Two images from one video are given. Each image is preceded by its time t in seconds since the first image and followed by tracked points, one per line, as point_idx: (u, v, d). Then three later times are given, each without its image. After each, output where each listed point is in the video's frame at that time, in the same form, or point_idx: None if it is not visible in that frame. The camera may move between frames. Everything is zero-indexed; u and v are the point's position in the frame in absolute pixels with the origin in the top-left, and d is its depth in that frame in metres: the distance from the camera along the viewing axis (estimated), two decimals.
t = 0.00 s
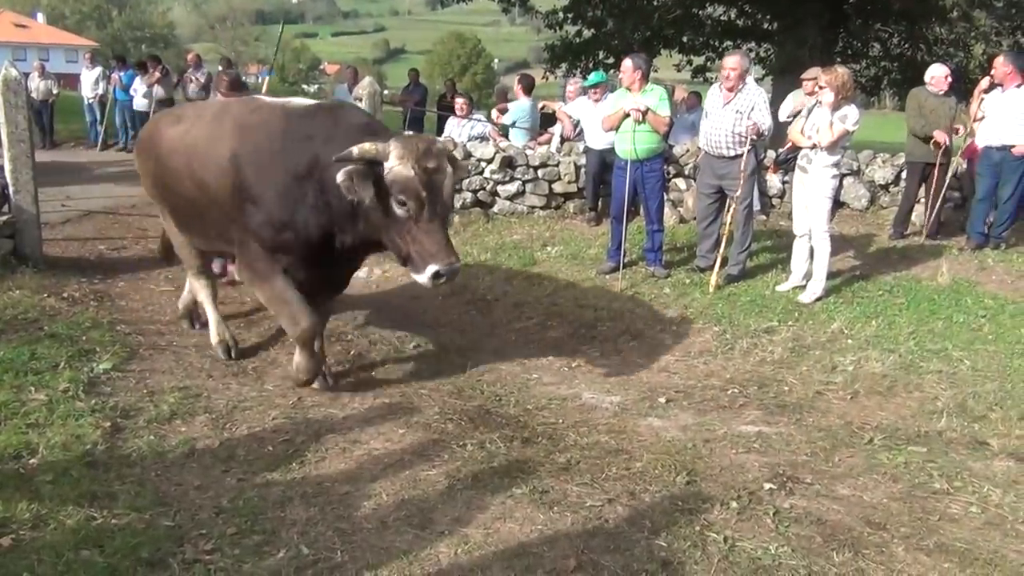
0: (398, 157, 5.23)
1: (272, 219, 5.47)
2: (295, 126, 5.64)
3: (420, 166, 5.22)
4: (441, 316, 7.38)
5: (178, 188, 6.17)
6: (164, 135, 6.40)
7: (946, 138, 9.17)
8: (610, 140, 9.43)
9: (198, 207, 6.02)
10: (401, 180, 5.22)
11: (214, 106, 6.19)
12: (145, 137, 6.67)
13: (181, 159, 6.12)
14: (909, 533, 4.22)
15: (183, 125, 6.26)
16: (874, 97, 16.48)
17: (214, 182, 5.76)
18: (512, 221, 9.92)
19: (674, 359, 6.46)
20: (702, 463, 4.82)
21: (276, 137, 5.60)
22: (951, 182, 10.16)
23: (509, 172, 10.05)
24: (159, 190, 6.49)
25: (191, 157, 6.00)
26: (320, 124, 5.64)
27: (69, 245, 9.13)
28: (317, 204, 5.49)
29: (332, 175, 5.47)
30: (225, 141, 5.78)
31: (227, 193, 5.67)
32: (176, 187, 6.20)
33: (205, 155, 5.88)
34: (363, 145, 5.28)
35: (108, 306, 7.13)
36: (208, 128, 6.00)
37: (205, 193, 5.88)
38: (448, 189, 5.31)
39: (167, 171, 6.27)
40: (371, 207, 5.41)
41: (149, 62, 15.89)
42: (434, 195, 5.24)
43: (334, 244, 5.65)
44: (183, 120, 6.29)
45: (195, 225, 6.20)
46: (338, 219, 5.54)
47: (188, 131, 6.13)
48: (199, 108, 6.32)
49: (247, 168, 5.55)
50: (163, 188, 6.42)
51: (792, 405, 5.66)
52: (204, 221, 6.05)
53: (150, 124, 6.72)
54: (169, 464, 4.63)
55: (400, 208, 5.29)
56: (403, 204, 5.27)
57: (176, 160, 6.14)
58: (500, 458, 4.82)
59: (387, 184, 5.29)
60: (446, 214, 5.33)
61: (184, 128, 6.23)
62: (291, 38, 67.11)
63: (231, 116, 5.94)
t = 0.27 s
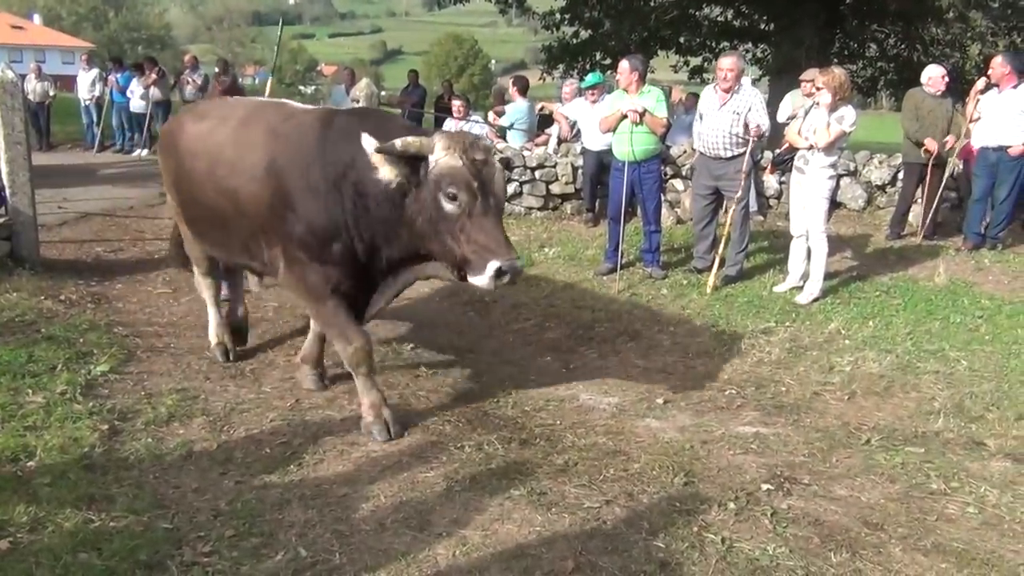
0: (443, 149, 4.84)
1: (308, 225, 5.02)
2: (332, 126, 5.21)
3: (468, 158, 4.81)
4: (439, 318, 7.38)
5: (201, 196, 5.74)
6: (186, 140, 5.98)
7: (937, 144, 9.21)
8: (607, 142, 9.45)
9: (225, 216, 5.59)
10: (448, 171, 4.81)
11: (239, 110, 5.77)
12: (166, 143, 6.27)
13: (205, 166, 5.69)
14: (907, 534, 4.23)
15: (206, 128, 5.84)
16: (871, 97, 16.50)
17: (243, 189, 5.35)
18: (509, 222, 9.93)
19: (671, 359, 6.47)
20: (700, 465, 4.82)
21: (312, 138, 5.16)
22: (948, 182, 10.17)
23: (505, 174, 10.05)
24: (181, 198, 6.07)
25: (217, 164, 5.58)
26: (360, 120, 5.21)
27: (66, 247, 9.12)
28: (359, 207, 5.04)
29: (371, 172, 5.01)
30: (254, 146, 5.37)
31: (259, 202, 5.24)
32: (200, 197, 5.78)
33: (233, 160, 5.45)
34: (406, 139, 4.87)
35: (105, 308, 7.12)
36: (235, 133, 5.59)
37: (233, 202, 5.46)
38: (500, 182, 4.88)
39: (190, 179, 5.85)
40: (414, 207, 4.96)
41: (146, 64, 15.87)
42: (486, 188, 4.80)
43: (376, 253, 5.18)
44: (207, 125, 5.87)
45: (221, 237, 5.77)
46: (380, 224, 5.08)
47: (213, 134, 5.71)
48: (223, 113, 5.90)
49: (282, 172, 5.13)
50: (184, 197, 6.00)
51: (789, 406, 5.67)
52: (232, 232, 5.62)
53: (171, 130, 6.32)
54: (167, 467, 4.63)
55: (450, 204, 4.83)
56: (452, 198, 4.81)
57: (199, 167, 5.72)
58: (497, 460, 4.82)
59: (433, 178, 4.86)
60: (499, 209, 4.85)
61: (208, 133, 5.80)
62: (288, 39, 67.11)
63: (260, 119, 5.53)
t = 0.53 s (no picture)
0: (527, 166, 4.47)
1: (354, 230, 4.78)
2: (384, 125, 4.91)
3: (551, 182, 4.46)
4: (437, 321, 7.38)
5: (237, 202, 5.50)
6: (224, 145, 5.77)
7: (929, 154, 9.31)
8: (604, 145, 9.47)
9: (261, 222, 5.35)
10: (529, 193, 4.45)
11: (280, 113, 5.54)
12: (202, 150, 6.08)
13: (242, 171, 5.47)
14: (905, 536, 4.23)
15: (245, 134, 5.63)
16: (868, 100, 16.52)
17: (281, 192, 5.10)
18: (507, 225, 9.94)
19: (669, 362, 6.48)
20: (697, 468, 4.82)
21: (357, 137, 4.89)
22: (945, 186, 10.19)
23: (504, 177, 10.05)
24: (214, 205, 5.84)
25: (255, 168, 5.35)
26: (411, 119, 4.91)
27: (64, 250, 9.12)
28: (410, 213, 4.78)
29: (430, 173, 4.73)
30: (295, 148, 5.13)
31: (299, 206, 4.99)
32: (236, 202, 5.54)
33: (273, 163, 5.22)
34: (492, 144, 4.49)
35: (102, 311, 7.12)
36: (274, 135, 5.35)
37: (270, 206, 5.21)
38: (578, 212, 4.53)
39: (225, 185, 5.63)
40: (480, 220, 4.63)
41: (143, 66, 15.87)
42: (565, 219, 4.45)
43: (429, 261, 4.90)
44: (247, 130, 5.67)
45: (256, 245, 5.52)
46: (434, 232, 4.80)
47: (249, 143, 5.52)
48: (263, 117, 5.69)
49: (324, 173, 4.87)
50: (218, 204, 5.76)
51: (787, 409, 5.67)
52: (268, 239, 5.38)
53: (207, 136, 6.13)
54: (164, 470, 4.63)
55: (523, 226, 4.48)
56: (525, 220, 4.46)
57: (234, 177, 5.52)
58: (495, 463, 4.82)
59: (511, 194, 4.51)
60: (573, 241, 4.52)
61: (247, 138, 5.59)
62: (285, 42, 67.17)
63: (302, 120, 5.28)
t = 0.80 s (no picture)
0: (612, 162, 4.27)
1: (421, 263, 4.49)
2: (450, 149, 4.57)
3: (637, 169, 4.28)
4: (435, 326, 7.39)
5: (275, 224, 5.12)
6: (252, 159, 5.36)
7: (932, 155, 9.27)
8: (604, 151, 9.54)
9: (304, 246, 4.98)
10: (625, 190, 4.21)
11: (316, 124, 5.15)
12: (224, 162, 5.65)
13: (278, 190, 5.07)
14: (901, 542, 4.23)
15: (278, 148, 5.22)
16: (865, 106, 16.55)
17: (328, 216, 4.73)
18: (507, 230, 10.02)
19: (667, 368, 6.48)
20: (695, 474, 4.82)
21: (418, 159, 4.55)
22: (942, 192, 10.23)
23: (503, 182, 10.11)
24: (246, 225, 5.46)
25: (294, 189, 4.96)
26: (479, 139, 4.58)
27: (61, 254, 9.12)
28: (482, 247, 4.49)
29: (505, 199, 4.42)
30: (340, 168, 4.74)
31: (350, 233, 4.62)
32: (272, 224, 5.15)
33: (315, 184, 4.84)
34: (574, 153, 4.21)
35: (100, 317, 7.11)
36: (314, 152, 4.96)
37: (315, 230, 4.85)
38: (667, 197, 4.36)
39: (260, 204, 5.23)
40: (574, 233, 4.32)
41: (141, 72, 15.88)
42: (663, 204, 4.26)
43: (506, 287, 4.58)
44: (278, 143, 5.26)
45: (297, 269, 5.15)
46: (514, 260, 4.49)
47: (293, 159, 5.07)
48: (294, 127, 5.29)
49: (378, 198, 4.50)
50: (252, 225, 5.37)
51: (784, 414, 5.68)
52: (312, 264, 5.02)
53: (228, 147, 5.69)
54: (161, 476, 4.62)
55: (627, 226, 4.21)
56: (630, 221, 4.19)
57: (279, 196, 5.06)
58: (493, 469, 4.82)
59: (604, 199, 4.24)
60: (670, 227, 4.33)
61: (279, 152, 5.18)
62: (283, 47, 67.29)
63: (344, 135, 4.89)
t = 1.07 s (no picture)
0: (734, 186, 4.10)
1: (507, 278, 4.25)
2: (533, 152, 4.35)
3: (759, 195, 4.14)
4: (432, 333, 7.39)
5: (333, 231, 4.92)
6: (305, 158, 5.14)
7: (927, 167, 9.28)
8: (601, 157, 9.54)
9: (367, 255, 4.80)
10: (744, 217, 4.07)
11: (373, 123, 4.97)
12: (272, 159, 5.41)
13: (339, 193, 4.87)
14: (900, 548, 4.23)
15: (335, 146, 5.00)
16: (861, 112, 16.59)
17: (397, 225, 4.55)
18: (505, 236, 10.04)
19: (664, 374, 6.48)
20: (692, 480, 4.82)
21: (500, 165, 4.33)
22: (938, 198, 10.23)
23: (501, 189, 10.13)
24: (296, 229, 5.25)
25: (357, 193, 4.76)
26: (566, 145, 4.37)
27: (58, 262, 9.11)
28: (569, 258, 4.30)
29: (598, 213, 4.26)
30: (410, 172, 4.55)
31: (422, 243, 4.45)
32: (331, 229, 4.95)
33: (378, 188, 4.67)
34: (695, 173, 4.04)
35: (96, 324, 7.10)
36: (377, 154, 4.75)
37: (381, 239, 4.67)
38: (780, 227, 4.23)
39: (315, 209, 5.02)
40: (675, 256, 4.21)
41: (139, 79, 15.88)
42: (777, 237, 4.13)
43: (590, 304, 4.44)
44: (334, 141, 5.03)
45: (358, 275, 4.96)
46: (604, 275, 4.35)
47: (354, 160, 4.85)
48: (352, 126, 5.06)
49: (456, 208, 4.33)
50: (305, 231, 5.17)
51: (781, 420, 5.67)
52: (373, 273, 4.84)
53: (277, 142, 5.44)
54: (158, 483, 4.61)
55: (738, 258, 4.10)
56: (741, 251, 4.08)
57: (342, 198, 4.85)
58: (491, 476, 4.82)
59: (720, 226, 4.11)
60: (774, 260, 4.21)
61: (337, 151, 4.96)
62: (281, 54, 67.39)
63: (411, 137, 4.70)
